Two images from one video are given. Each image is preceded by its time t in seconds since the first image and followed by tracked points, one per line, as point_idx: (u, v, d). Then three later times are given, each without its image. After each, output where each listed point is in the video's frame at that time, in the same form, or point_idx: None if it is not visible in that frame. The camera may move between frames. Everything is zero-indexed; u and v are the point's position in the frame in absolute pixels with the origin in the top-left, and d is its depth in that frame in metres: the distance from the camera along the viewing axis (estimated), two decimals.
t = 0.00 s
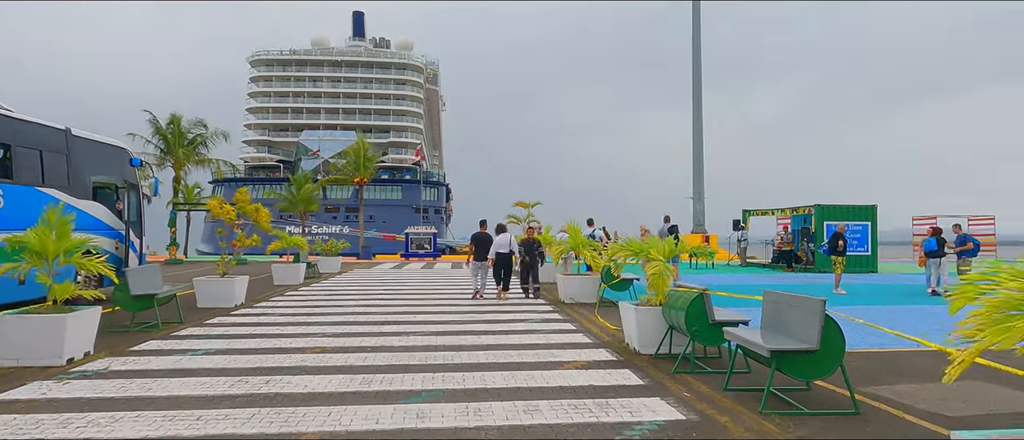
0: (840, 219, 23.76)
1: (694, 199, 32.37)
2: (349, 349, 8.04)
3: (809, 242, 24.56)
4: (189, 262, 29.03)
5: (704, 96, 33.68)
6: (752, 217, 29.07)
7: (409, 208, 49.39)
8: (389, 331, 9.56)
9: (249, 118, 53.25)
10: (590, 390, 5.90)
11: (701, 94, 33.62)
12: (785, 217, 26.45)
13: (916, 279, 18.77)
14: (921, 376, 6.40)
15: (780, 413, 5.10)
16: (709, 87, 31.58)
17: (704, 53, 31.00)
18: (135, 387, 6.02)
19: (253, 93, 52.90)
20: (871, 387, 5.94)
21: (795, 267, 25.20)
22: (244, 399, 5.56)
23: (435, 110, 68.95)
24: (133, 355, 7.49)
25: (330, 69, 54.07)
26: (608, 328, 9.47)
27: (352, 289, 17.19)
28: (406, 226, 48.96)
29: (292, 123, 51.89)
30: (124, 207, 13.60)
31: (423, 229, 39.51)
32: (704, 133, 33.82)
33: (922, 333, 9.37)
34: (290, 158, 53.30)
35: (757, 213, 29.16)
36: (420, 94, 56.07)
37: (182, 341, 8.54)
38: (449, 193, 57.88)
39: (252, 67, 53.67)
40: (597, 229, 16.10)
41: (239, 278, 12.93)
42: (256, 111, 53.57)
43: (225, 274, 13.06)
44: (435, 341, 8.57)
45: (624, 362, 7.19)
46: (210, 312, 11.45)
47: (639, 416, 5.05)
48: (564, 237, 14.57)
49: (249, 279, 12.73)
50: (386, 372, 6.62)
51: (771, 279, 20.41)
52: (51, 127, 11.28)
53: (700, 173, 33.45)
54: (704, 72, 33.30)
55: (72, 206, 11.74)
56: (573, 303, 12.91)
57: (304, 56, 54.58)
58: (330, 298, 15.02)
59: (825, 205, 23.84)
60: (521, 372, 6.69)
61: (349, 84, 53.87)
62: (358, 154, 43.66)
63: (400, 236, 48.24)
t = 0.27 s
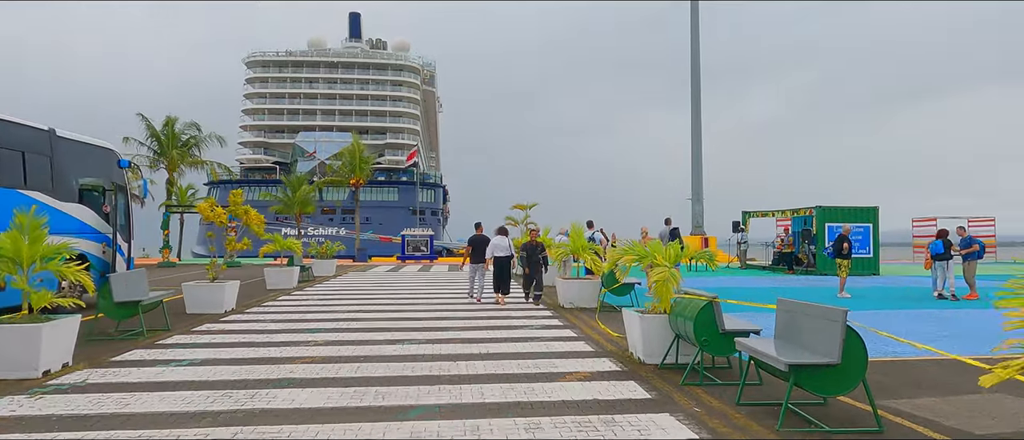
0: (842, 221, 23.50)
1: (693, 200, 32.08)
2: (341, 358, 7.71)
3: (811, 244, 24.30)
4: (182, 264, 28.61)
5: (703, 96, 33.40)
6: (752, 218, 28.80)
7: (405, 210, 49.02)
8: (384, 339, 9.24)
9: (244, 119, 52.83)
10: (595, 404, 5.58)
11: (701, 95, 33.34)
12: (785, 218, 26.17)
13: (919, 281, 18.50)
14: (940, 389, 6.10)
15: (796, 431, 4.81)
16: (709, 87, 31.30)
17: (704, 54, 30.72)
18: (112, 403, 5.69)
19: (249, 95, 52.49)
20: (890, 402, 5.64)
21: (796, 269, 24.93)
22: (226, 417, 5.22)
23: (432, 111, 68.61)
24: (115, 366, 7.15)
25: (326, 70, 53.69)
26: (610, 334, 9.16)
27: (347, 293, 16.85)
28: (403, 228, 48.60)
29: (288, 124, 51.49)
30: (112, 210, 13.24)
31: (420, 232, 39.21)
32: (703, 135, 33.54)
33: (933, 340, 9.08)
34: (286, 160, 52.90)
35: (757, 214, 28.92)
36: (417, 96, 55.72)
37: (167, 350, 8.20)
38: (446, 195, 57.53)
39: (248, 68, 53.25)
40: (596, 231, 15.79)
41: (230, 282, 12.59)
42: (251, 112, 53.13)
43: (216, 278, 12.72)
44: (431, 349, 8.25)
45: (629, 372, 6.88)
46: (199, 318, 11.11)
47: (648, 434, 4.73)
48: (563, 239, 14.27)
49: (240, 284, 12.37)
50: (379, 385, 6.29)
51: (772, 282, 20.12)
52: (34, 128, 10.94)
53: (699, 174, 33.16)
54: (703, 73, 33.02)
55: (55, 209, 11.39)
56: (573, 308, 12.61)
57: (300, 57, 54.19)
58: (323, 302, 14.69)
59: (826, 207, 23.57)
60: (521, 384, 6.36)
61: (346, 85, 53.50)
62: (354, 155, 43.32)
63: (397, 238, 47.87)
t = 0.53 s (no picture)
0: (843, 221, 23.21)
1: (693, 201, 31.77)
2: (332, 364, 7.35)
3: (811, 245, 24.00)
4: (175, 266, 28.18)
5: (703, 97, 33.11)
6: (751, 219, 28.50)
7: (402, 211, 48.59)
8: (377, 343, 8.88)
9: (240, 120, 52.40)
10: (600, 415, 5.23)
11: (700, 95, 33.05)
12: (785, 219, 25.86)
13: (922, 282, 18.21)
14: (964, 397, 5.76)
15: None
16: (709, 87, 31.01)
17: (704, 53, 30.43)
18: (84, 414, 5.32)
19: (244, 95, 52.07)
20: (913, 411, 5.30)
21: (796, 269, 24.62)
22: (203, 430, 4.86)
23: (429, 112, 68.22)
24: (92, 374, 6.78)
25: (322, 70, 53.30)
26: (612, 338, 8.81)
27: (342, 295, 16.48)
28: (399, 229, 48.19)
29: (284, 125, 51.07)
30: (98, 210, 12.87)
31: (416, 233, 38.82)
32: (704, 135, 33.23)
33: (947, 343, 8.76)
34: (282, 161, 52.48)
35: (756, 214, 28.63)
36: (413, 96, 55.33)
37: (150, 355, 7.83)
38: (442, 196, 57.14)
39: (243, 69, 52.82)
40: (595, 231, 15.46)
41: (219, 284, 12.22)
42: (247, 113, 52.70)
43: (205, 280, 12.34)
44: (426, 354, 7.89)
45: (634, 379, 6.53)
46: (187, 322, 10.73)
47: None
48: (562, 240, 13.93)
49: (229, 287, 11.99)
50: (369, 394, 5.93)
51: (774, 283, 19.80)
52: (15, 125, 10.58)
53: (698, 174, 32.86)
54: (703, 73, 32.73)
55: (37, 209, 11.02)
56: (573, 311, 12.25)
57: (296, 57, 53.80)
58: (317, 304, 14.32)
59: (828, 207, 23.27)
60: (521, 392, 6.01)
61: (342, 85, 53.11)
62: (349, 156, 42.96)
63: (393, 239, 47.47)
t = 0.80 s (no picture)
0: (845, 221, 22.93)
1: (692, 201, 31.48)
2: (321, 371, 7.01)
3: (813, 245, 23.69)
4: (168, 268, 27.80)
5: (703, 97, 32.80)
6: (751, 219, 28.22)
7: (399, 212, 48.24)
8: (369, 348, 8.53)
9: (236, 121, 52.02)
10: (604, 426, 4.90)
11: (699, 95, 32.75)
12: (785, 219, 25.55)
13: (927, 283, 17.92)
14: (989, 406, 5.44)
15: None
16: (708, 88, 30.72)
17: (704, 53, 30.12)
18: (51, 428, 4.97)
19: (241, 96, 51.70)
20: (936, 421, 4.98)
21: (798, 270, 24.31)
22: None
23: (427, 113, 67.88)
24: (67, 383, 6.44)
25: (319, 71, 52.95)
26: (614, 343, 8.48)
27: (336, 297, 16.13)
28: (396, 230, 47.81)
29: (280, 126, 50.70)
30: (83, 210, 12.51)
31: (413, 234, 38.48)
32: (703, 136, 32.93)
33: (961, 346, 8.46)
34: (278, 162, 52.10)
35: (756, 214, 28.33)
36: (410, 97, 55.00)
37: (132, 361, 7.49)
38: (439, 197, 56.77)
39: (239, 70, 52.45)
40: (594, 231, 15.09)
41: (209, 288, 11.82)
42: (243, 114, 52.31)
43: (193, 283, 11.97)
44: (420, 360, 7.55)
45: (638, 386, 6.21)
46: (174, 326, 10.39)
47: None
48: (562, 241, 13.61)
49: (219, 290, 11.63)
50: (359, 404, 5.60)
51: (776, 285, 19.52)
52: None
53: (696, 173, 32.61)
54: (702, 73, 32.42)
55: (19, 209, 10.68)
56: (572, 313, 11.91)
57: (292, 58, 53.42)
58: (309, 306, 13.96)
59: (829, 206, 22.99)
60: (519, 401, 5.68)
61: (339, 86, 52.79)
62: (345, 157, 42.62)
63: (390, 241, 47.09)
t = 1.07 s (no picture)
0: (849, 220, 22.64)
1: (693, 200, 31.19)
2: (313, 376, 6.70)
3: (816, 244, 23.36)
4: (164, 268, 27.47)
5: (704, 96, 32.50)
6: (753, 218, 27.94)
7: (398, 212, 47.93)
8: (364, 351, 8.23)
9: (234, 121, 51.70)
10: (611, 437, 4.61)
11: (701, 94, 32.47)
12: (788, 218, 25.22)
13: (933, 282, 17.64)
14: (1018, 413, 5.14)
15: None
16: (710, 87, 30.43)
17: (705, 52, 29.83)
18: None
19: (239, 96, 51.39)
20: (964, 430, 4.68)
21: (801, 269, 24.02)
22: None
23: (426, 113, 67.57)
24: (46, 389, 6.14)
25: (318, 71, 52.63)
26: (618, 345, 8.18)
27: (333, 297, 15.82)
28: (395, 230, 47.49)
29: (279, 125, 50.38)
30: (73, 208, 12.21)
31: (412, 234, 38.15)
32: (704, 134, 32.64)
33: (978, 347, 8.16)
34: (277, 162, 51.79)
35: (758, 214, 28.01)
36: (409, 96, 54.63)
37: (116, 366, 7.19)
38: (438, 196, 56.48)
39: (237, 69, 52.12)
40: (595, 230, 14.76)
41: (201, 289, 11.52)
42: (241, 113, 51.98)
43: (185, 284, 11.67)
44: (416, 364, 7.25)
45: (645, 392, 5.92)
46: (165, 328, 10.09)
47: None
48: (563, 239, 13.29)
49: (211, 291, 11.32)
50: (351, 412, 5.30)
51: (780, 284, 19.23)
52: None
53: (697, 172, 32.32)
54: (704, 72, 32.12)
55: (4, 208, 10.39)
56: (574, 314, 11.59)
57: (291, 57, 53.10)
58: (305, 307, 13.66)
59: (833, 205, 22.70)
60: (520, 409, 5.39)
61: (337, 86, 52.48)
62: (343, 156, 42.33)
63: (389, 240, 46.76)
